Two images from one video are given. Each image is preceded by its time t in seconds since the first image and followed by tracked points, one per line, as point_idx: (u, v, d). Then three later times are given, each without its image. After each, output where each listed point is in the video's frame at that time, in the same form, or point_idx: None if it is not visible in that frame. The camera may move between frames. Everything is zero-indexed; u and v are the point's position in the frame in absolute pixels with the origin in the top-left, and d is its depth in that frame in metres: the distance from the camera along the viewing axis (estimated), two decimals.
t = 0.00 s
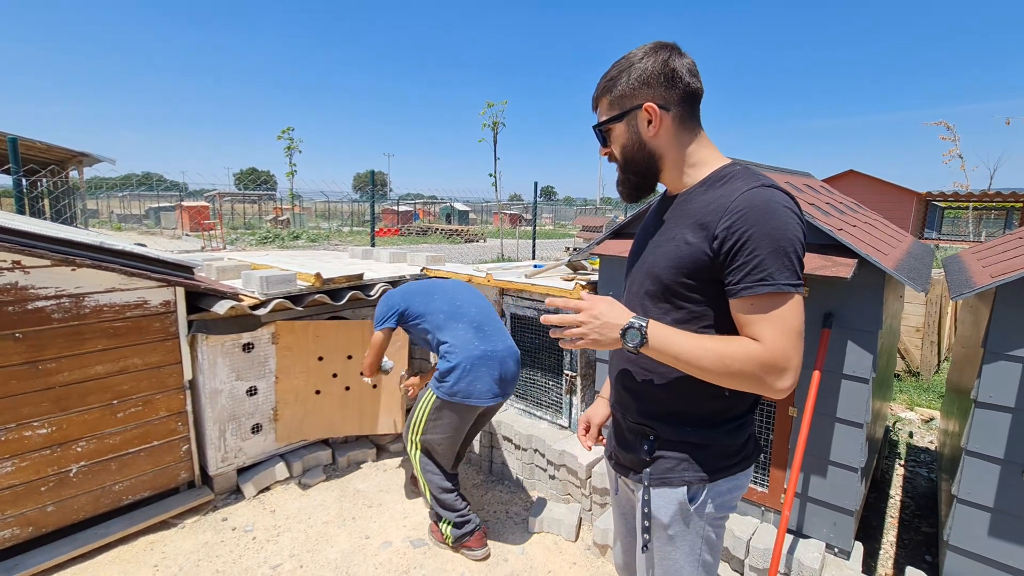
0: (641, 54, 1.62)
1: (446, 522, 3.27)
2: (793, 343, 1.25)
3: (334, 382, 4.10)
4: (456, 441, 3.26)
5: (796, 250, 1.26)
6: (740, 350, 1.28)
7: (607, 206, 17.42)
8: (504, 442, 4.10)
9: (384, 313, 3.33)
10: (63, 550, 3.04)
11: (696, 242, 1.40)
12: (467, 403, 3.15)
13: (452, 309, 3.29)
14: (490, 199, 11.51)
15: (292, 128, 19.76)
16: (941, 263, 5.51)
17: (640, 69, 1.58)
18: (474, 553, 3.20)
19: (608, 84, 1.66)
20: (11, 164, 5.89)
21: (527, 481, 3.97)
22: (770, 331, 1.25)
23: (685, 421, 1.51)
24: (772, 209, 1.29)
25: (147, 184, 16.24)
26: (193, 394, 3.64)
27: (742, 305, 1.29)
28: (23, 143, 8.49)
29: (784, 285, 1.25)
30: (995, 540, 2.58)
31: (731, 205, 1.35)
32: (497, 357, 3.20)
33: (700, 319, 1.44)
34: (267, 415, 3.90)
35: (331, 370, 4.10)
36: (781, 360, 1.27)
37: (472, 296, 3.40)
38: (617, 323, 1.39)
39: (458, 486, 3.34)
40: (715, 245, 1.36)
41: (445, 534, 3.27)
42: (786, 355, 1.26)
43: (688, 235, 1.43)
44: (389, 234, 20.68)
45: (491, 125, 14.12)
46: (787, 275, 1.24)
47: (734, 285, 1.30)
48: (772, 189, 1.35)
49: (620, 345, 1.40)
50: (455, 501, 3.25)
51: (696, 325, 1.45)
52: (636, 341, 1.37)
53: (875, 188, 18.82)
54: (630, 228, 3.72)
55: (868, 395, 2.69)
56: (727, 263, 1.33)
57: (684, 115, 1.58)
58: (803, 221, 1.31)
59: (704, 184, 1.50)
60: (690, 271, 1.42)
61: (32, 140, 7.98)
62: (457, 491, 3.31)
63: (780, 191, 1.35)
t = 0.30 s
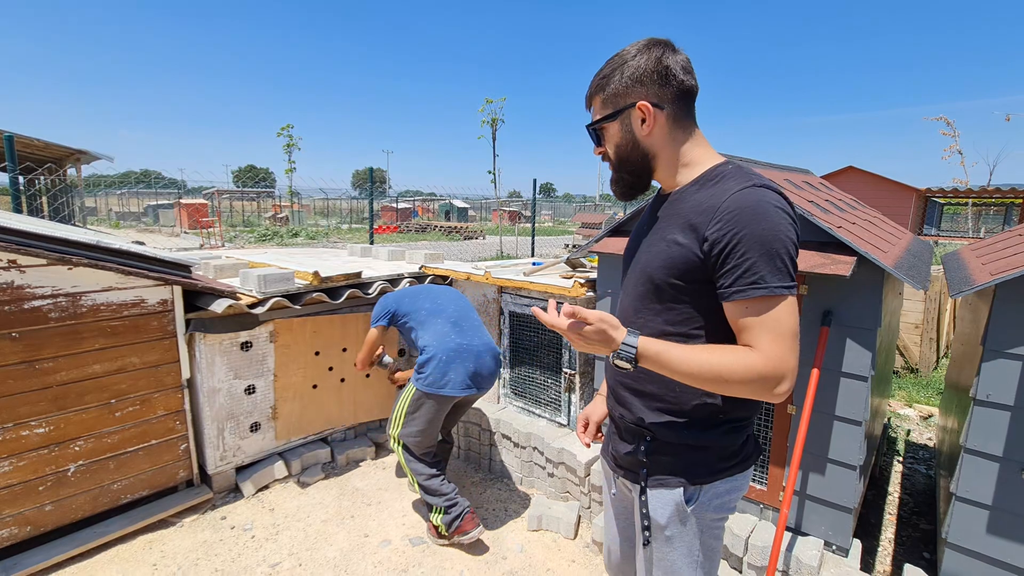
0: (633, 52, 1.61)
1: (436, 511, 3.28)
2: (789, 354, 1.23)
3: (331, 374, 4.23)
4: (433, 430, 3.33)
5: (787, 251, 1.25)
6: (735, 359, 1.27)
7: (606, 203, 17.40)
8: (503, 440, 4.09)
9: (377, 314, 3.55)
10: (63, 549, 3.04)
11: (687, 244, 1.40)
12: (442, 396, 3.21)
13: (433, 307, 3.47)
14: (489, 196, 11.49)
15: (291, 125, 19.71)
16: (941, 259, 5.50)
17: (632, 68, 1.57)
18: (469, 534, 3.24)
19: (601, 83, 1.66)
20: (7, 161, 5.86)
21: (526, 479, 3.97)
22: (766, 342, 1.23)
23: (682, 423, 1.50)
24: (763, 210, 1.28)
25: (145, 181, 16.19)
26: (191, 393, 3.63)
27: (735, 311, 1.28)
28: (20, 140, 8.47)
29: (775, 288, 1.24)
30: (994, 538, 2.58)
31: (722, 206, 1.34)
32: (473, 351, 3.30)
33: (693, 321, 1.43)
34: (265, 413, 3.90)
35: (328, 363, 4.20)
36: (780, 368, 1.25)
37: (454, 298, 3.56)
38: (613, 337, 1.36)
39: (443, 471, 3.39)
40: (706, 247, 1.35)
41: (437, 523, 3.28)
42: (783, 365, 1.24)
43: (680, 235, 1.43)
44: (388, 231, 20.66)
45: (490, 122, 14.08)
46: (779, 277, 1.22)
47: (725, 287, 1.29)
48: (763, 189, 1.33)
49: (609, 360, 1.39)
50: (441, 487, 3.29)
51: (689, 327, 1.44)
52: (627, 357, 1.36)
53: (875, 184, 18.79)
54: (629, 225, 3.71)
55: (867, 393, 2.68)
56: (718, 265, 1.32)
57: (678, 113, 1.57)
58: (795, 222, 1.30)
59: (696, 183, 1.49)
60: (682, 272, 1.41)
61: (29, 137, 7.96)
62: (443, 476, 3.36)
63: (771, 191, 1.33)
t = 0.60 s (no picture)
0: (621, 48, 1.59)
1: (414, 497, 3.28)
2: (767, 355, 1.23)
3: (327, 371, 4.22)
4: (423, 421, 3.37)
5: (768, 251, 1.23)
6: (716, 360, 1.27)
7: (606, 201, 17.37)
8: (502, 439, 4.08)
9: (377, 308, 3.58)
10: (60, 551, 3.02)
11: (671, 244, 1.40)
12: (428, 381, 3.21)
13: (422, 296, 3.50)
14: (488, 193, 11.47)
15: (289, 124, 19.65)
16: (942, 255, 5.48)
17: (618, 65, 1.56)
18: (441, 521, 3.16)
19: (589, 79, 1.65)
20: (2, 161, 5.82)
21: (526, 477, 3.95)
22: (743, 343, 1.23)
23: (675, 419, 1.49)
24: (743, 210, 1.27)
25: (143, 180, 16.15)
26: (188, 393, 3.61)
27: (713, 311, 1.28)
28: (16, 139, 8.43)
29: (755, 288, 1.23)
30: (995, 536, 2.57)
31: (705, 206, 1.34)
32: (460, 338, 3.31)
33: (680, 320, 1.43)
34: (263, 413, 3.88)
35: (324, 361, 4.19)
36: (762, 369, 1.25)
37: (445, 290, 3.60)
38: (595, 338, 1.41)
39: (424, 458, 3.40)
40: (689, 247, 1.35)
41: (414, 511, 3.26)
42: (762, 367, 1.24)
43: (665, 235, 1.43)
44: (388, 230, 20.64)
45: (489, 119, 14.03)
46: (757, 278, 1.22)
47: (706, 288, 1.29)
48: (747, 188, 1.32)
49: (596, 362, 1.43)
50: (419, 473, 3.29)
51: (677, 326, 1.44)
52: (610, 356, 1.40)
53: (874, 180, 18.77)
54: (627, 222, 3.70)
55: (868, 390, 2.67)
56: (700, 265, 1.32)
57: (666, 110, 1.56)
58: (779, 221, 1.28)
59: (684, 182, 1.48)
60: (668, 272, 1.42)
61: (26, 136, 7.91)
62: (423, 461, 3.36)
63: (756, 190, 1.32)
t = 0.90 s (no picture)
0: (620, 50, 1.62)
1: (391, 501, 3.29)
2: (756, 340, 1.28)
3: (327, 373, 4.22)
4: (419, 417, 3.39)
5: (757, 242, 1.30)
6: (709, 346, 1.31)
7: (604, 200, 17.37)
8: (503, 439, 4.08)
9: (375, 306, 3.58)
10: (62, 555, 3.03)
11: (665, 236, 1.45)
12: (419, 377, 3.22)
13: (415, 293, 3.51)
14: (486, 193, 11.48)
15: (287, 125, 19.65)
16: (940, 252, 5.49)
17: (618, 64, 1.57)
18: (409, 531, 3.15)
19: (589, 78, 1.65)
20: None
21: (527, 477, 3.96)
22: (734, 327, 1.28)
23: (666, 407, 1.51)
24: (733, 203, 1.34)
25: (142, 183, 16.17)
26: (189, 395, 3.62)
27: (705, 298, 1.33)
28: (15, 143, 8.44)
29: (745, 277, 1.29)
30: (995, 531, 2.58)
31: (697, 200, 1.40)
32: (451, 334, 3.32)
33: (673, 311, 1.48)
34: (264, 416, 3.88)
35: (324, 362, 4.19)
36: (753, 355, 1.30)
37: (438, 288, 3.61)
38: (593, 327, 1.43)
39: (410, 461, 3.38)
40: (682, 239, 1.41)
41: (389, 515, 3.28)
42: (751, 351, 1.29)
43: (658, 229, 1.48)
44: (386, 231, 20.65)
45: (487, 119, 14.04)
46: (748, 267, 1.28)
47: (699, 276, 1.35)
48: (737, 182, 1.38)
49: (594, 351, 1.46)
50: (394, 475, 3.30)
51: (670, 317, 1.49)
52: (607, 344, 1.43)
53: (873, 177, 18.78)
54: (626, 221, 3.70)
55: (868, 388, 2.68)
56: (693, 256, 1.38)
57: (662, 111, 1.58)
58: (766, 214, 1.35)
59: (676, 178, 1.53)
60: (662, 264, 1.47)
61: (24, 140, 7.91)
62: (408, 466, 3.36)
63: (744, 185, 1.38)
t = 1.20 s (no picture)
0: (616, 53, 1.68)
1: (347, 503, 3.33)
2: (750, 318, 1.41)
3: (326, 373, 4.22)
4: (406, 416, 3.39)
5: (748, 227, 1.44)
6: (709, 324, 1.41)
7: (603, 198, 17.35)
8: (502, 438, 4.09)
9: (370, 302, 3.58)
10: (62, 556, 3.03)
11: (662, 225, 1.56)
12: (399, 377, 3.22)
13: (401, 294, 3.51)
14: (484, 193, 11.46)
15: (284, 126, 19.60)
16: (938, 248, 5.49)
17: (616, 64, 1.63)
18: (350, 537, 3.20)
19: (587, 79, 1.70)
20: None
21: (526, 476, 3.96)
22: (732, 306, 1.40)
23: (662, 392, 1.61)
24: (725, 193, 1.47)
25: (139, 184, 16.13)
26: (188, 397, 3.62)
27: (702, 278, 1.45)
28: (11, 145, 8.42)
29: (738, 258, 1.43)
30: (992, 527, 2.59)
31: (691, 191, 1.52)
32: (433, 336, 3.31)
33: (671, 295, 1.60)
34: (263, 416, 3.89)
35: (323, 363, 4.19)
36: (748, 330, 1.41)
37: (426, 288, 3.59)
38: (596, 309, 1.48)
39: (376, 465, 3.36)
40: (679, 227, 1.52)
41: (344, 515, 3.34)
42: (746, 328, 1.41)
43: (655, 219, 1.59)
44: (385, 231, 20.62)
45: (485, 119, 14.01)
46: (741, 249, 1.41)
47: (696, 259, 1.47)
48: (726, 174, 1.52)
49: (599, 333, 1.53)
50: (357, 476, 3.31)
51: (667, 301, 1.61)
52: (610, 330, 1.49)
53: (871, 174, 18.77)
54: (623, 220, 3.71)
55: (865, 386, 2.68)
56: (690, 242, 1.50)
57: (654, 112, 1.67)
58: (753, 202, 1.49)
59: (668, 172, 1.65)
60: (660, 252, 1.58)
61: (21, 142, 7.88)
62: (374, 471, 3.33)
63: (732, 176, 1.52)
